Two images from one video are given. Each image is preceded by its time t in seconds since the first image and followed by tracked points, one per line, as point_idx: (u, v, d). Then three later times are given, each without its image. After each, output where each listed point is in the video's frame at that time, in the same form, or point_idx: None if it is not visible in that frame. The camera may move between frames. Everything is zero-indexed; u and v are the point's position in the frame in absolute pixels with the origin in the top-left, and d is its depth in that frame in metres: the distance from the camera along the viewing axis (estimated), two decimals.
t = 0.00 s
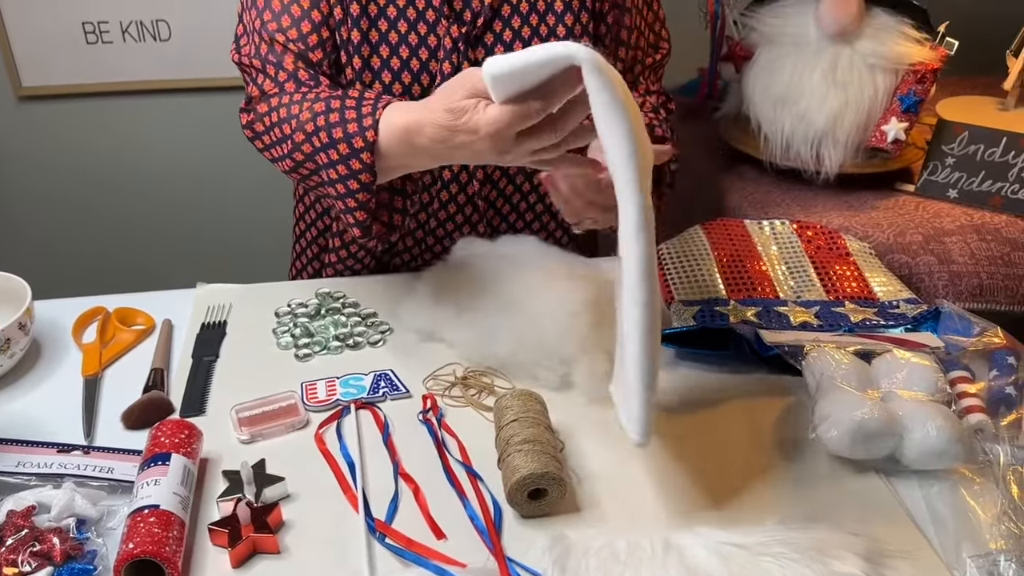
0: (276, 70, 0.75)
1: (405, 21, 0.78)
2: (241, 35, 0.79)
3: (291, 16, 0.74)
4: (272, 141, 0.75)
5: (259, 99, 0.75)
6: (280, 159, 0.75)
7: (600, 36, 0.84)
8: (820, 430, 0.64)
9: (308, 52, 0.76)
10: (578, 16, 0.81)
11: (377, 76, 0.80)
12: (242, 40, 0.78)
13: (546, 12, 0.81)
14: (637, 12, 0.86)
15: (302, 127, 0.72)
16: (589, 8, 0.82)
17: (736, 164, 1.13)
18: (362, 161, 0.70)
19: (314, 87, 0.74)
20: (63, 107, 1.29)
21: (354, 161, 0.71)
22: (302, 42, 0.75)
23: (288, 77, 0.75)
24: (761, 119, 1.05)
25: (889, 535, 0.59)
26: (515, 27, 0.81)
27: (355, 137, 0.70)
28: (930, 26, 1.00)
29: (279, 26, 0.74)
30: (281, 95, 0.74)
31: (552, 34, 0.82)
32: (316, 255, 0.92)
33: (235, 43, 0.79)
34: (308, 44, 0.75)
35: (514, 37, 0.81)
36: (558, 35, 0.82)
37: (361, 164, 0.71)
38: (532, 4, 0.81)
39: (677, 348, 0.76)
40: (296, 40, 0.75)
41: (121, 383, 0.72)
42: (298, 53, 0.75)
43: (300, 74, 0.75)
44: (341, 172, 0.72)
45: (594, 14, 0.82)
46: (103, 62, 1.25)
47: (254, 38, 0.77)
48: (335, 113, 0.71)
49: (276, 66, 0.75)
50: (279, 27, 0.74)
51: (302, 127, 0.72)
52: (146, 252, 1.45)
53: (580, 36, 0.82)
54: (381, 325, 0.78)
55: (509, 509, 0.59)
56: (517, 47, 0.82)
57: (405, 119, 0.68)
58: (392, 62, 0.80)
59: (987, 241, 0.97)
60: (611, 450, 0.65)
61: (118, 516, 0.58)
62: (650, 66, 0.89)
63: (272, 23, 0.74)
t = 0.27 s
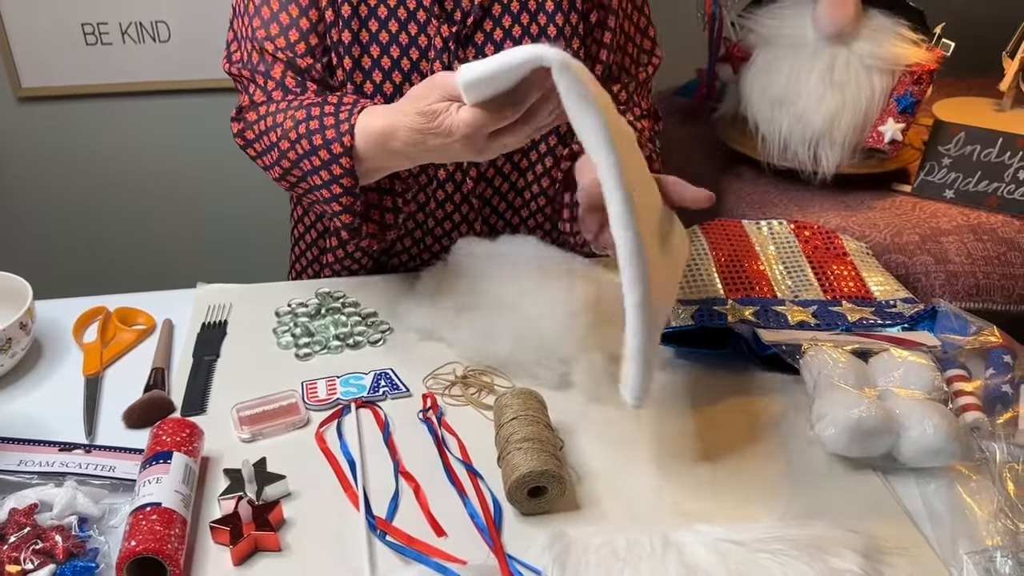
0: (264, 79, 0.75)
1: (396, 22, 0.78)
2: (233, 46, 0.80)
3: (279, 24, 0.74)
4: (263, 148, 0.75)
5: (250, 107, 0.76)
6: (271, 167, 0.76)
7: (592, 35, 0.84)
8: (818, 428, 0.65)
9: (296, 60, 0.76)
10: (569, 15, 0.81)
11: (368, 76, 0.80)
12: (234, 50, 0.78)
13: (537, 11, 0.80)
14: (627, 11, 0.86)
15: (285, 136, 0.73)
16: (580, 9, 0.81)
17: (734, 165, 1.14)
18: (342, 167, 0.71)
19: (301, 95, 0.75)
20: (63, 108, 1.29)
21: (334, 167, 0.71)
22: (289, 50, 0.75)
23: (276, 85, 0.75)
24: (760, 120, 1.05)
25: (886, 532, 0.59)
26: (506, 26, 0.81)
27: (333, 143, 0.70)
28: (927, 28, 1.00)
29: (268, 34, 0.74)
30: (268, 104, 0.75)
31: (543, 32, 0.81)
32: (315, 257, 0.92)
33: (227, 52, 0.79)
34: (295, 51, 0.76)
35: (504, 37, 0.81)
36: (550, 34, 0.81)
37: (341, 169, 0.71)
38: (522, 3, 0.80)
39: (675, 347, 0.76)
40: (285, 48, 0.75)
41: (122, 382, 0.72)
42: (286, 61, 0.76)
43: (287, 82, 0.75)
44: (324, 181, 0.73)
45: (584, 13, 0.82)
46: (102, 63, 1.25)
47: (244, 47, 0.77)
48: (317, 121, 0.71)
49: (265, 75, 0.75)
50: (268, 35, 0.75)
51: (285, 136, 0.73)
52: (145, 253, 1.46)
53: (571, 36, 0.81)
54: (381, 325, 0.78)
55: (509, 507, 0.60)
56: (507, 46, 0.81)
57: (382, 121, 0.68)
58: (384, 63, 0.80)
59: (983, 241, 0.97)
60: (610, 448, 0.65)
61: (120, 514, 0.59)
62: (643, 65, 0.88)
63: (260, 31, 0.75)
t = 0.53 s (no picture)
0: (240, 84, 0.72)
1: (389, 19, 0.75)
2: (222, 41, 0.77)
3: (260, 27, 0.71)
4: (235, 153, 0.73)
5: (224, 113, 0.73)
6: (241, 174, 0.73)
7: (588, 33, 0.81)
8: (819, 424, 0.65)
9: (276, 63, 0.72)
10: (564, 14, 0.78)
11: (360, 74, 0.76)
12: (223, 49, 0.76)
13: (533, 9, 0.77)
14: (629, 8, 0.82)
15: (247, 154, 0.70)
16: (576, 7, 0.78)
17: (734, 163, 1.14)
18: (284, 206, 0.69)
19: (275, 104, 0.72)
20: (61, 106, 1.29)
21: (276, 203, 0.70)
22: (268, 53, 0.71)
23: (248, 92, 0.71)
24: (761, 117, 1.05)
25: (888, 528, 0.59)
26: (499, 24, 0.77)
27: (279, 181, 0.68)
28: (927, 25, 0.99)
29: (248, 38, 0.71)
30: (242, 112, 0.72)
31: (540, 31, 0.78)
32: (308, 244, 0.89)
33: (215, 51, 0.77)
34: (275, 55, 0.72)
35: (499, 34, 0.77)
36: (544, 33, 0.78)
37: (282, 208, 0.70)
38: None
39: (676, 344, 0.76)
40: (264, 53, 0.71)
41: (122, 379, 0.72)
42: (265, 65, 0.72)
43: (260, 89, 0.71)
44: (274, 207, 0.70)
45: (583, 11, 0.79)
46: (101, 62, 1.25)
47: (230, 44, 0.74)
48: (278, 142, 0.69)
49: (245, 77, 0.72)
50: (248, 37, 0.71)
51: (247, 155, 0.70)
52: (144, 251, 1.45)
53: (566, 35, 0.79)
54: (382, 322, 0.78)
55: (510, 502, 0.60)
56: (502, 44, 0.78)
57: (333, 176, 0.65)
58: (375, 59, 0.76)
59: (983, 239, 0.98)
60: (612, 445, 0.65)
61: (121, 510, 0.58)
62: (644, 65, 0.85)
63: (243, 33, 0.72)
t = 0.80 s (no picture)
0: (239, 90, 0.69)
1: (390, 19, 0.71)
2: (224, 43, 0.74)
3: (259, 30, 0.68)
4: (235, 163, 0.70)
5: (225, 120, 0.70)
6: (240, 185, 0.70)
7: (590, 30, 0.78)
8: (821, 420, 0.65)
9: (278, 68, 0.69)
10: (566, 11, 0.75)
11: (360, 76, 0.72)
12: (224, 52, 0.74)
13: (534, 7, 0.74)
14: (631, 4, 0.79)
15: (248, 166, 0.67)
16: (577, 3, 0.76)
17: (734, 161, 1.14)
18: (282, 238, 0.67)
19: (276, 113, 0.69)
20: (60, 104, 1.29)
21: (278, 226, 0.67)
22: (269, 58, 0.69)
23: (248, 99, 0.69)
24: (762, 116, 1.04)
25: (891, 524, 0.59)
26: (501, 22, 0.74)
27: (282, 205, 0.65)
28: (927, 21, 0.99)
29: (248, 41, 0.69)
30: (242, 120, 0.69)
31: (541, 28, 0.75)
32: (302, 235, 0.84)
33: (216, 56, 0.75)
34: (274, 58, 0.69)
35: (500, 32, 0.74)
36: (546, 30, 0.75)
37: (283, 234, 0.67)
38: None
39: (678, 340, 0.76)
40: (265, 56, 0.68)
41: (123, 375, 0.72)
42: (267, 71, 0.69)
43: (259, 96, 0.69)
44: (272, 235, 0.68)
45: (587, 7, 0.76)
46: (100, 59, 1.25)
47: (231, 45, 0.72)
48: (278, 168, 0.66)
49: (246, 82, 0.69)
50: (249, 40, 0.69)
51: (248, 166, 0.67)
52: (144, 250, 1.45)
53: (567, 32, 0.76)
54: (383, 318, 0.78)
55: (513, 499, 0.60)
56: (504, 43, 0.75)
57: (332, 224, 0.61)
58: (376, 61, 0.72)
59: (984, 236, 0.98)
60: (614, 441, 0.65)
61: (122, 506, 0.58)
62: (647, 60, 0.83)
63: (244, 36, 0.69)
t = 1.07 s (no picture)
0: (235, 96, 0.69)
1: (389, 18, 0.71)
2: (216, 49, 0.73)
3: (253, 35, 0.68)
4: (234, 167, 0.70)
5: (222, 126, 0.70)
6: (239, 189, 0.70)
7: (592, 27, 0.77)
8: (823, 415, 0.64)
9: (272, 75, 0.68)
10: (567, 8, 0.75)
11: (360, 76, 0.72)
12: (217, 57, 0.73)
13: (534, 4, 0.73)
14: None
15: (249, 168, 0.67)
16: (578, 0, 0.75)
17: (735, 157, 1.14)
18: (288, 233, 0.66)
19: (272, 118, 0.68)
20: (59, 100, 1.29)
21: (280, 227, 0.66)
22: (264, 64, 0.68)
23: (243, 106, 0.68)
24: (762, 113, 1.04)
25: (892, 519, 0.59)
26: (501, 20, 0.73)
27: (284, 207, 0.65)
28: (929, 18, 1.00)
29: (243, 46, 0.68)
30: (239, 124, 0.68)
31: (542, 26, 0.74)
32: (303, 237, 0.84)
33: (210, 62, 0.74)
34: (270, 64, 0.68)
35: (501, 31, 0.74)
36: (546, 28, 0.74)
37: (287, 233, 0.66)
38: None
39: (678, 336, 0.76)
40: (258, 61, 0.68)
41: (122, 370, 0.71)
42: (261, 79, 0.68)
43: (255, 101, 0.68)
44: (276, 232, 0.67)
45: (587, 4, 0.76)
46: (99, 55, 1.24)
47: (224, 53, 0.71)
48: (282, 166, 0.65)
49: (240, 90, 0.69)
50: (243, 46, 0.68)
51: (249, 168, 0.67)
52: (143, 246, 1.45)
53: (568, 30, 0.75)
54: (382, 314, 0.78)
55: (513, 494, 0.59)
56: (505, 41, 0.74)
57: (339, 217, 0.61)
58: (376, 61, 0.72)
59: (985, 233, 0.97)
60: (614, 437, 0.65)
61: (120, 501, 0.58)
62: (649, 54, 0.82)
63: (238, 42, 0.68)
